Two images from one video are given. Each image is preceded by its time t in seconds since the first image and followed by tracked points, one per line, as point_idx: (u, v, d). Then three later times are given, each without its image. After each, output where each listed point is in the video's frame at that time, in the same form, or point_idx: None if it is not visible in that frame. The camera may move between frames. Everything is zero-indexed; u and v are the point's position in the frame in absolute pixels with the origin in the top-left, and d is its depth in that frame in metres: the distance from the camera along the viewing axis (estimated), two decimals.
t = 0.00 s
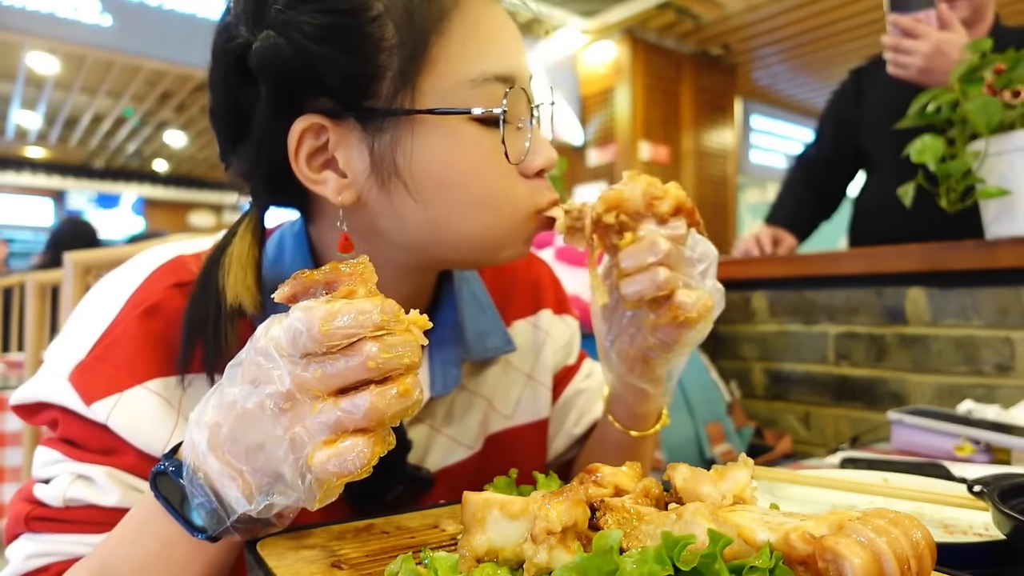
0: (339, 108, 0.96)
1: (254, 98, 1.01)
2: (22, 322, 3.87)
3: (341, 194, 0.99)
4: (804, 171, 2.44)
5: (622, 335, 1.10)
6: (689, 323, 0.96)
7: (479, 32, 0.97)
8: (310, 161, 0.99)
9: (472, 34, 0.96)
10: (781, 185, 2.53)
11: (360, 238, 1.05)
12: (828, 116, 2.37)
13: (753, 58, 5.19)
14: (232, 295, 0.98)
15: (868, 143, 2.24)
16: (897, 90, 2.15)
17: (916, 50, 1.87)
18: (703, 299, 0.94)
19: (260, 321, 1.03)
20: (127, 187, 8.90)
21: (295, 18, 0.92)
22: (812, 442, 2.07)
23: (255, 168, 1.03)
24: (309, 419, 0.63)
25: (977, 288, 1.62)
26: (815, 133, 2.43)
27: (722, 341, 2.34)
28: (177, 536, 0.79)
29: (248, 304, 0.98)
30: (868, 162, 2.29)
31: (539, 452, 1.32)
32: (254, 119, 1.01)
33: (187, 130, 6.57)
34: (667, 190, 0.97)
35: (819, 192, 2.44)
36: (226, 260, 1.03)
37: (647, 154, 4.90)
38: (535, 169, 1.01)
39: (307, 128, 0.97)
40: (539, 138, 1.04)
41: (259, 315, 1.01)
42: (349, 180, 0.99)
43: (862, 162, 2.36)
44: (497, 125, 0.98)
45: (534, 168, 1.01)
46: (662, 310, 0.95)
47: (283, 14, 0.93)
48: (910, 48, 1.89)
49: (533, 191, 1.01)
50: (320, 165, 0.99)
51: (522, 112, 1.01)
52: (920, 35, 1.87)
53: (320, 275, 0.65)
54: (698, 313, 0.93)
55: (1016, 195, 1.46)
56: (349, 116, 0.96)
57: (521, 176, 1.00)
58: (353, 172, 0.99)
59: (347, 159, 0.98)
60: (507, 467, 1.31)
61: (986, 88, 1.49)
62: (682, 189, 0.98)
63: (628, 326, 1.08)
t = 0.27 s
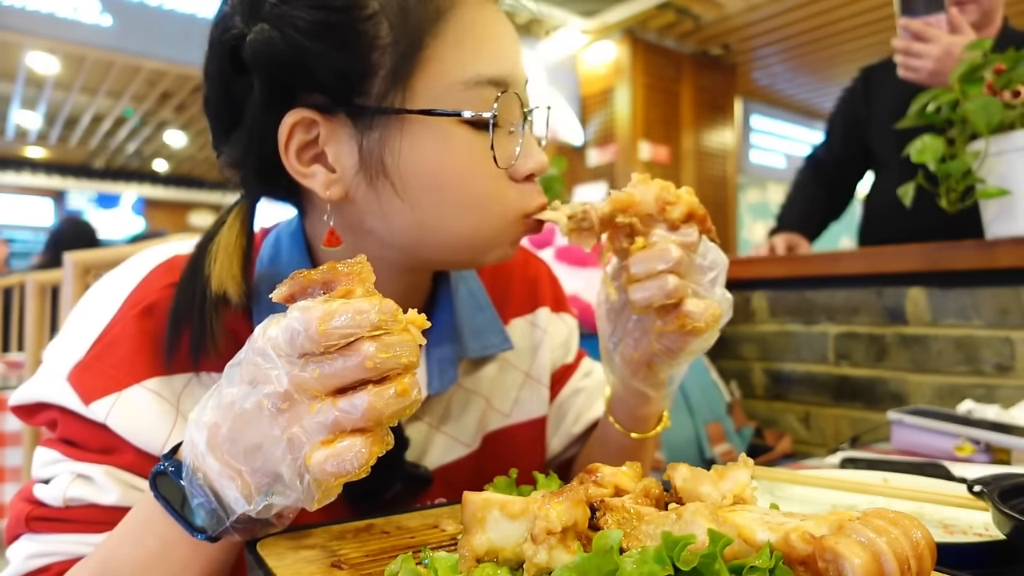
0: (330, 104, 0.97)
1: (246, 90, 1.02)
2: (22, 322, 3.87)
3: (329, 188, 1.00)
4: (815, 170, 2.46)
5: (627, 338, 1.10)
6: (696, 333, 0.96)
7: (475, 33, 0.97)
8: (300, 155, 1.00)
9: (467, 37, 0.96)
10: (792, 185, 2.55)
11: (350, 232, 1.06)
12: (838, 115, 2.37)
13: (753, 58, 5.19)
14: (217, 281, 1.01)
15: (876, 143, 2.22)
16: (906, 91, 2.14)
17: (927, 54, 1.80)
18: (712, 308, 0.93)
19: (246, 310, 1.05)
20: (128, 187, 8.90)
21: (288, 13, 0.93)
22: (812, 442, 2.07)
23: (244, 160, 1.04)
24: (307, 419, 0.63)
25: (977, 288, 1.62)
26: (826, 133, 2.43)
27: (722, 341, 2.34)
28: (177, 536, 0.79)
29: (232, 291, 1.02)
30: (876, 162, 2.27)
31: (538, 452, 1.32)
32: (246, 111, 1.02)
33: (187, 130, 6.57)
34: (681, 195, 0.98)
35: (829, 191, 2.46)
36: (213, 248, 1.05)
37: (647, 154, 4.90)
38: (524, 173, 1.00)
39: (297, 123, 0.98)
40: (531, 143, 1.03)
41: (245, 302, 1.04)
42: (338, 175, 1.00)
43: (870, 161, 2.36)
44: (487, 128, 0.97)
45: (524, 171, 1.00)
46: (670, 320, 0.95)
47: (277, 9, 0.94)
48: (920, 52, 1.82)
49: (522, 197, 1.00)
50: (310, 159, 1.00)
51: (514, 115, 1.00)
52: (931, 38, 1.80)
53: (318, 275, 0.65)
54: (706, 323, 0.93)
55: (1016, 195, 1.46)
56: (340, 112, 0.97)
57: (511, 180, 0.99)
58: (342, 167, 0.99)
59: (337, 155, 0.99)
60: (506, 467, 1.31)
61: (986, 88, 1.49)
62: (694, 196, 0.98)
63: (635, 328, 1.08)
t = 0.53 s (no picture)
0: (324, 98, 0.98)
1: (241, 84, 1.02)
2: (22, 323, 3.87)
3: (324, 182, 1.00)
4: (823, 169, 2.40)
5: (625, 341, 1.10)
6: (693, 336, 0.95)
7: (468, 27, 0.97)
8: (296, 150, 1.00)
9: (457, 28, 0.96)
10: (799, 185, 2.49)
11: (347, 227, 1.06)
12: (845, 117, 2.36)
13: (753, 58, 5.19)
14: (212, 275, 1.01)
15: (884, 145, 2.22)
16: (914, 93, 2.16)
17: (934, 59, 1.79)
18: (709, 312, 0.92)
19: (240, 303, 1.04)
20: (128, 187, 8.90)
21: (280, 6, 0.94)
22: (812, 442, 2.07)
23: (238, 153, 1.05)
24: (307, 420, 0.63)
25: (977, 288, 1.62)
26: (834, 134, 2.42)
27: (722, 341, 2.34)
28: (177, 536, 0.79)
29: (228, 287, 1.01)
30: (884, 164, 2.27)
31: (538, 451, 1.32)
32: (241, 105, 1.03)
33: (187, 130, 6.56)
34: (679, 197, 0.96)
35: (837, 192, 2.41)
36: (211, 242, 1.05)
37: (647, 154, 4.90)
38: (518, 170, 0.99)
39: (292, 118, 0.98)
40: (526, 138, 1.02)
41: (240, 296, 1.04)
42: (333, 169, 1.00)
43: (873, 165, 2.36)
44: (479, 121, 0.96)
45: (517, 169, 0.99)
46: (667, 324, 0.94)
47: (270, 3, 0.95)
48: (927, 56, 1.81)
49: (514, 196, 0.99)
50: (306, 154, 1.01)
51: (510, 110, 1.00)
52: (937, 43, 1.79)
53: (317, 275, 0.65)
54: (701, 327, 0.92)
55: (1016, 196, 1.46)
56: (335, 107, 0.98)
57: (504, 177, 0.98)
58: (337, 161, 1.00)
59: (332, 149, 0.99)
60: (506, 466, 1.31)
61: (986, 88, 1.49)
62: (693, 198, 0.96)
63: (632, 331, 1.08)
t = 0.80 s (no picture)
0: (324, 101, 0.97)
1: (241, 88, 1.02)
2: (22, 322, 3.87)
3: (328, 185, 1.00)
4: (823, 167, 2.40)
5: (624, 339, 1.10)
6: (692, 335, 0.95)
7: (465, 24, 0.96)
8: (298, 154, 1.01)
9: (454, 24, 0.95)
10: (798, 184, 2.48)
11: (351, 230, 1.07)
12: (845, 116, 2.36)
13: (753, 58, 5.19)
14: (221, 281, 1.00)
15: (884, 146, 2.23)
16: (913, 93, 2.17)
17: (936, 59, 1.79)
18: (708, 311, 0.92)
19: (249, 311, 1.04)
20: (128, 187, 8.91)
21: (277, 9, 0.94)
22: (812, 442, 2.07)
23: (241, 158, 1.05)
24: (307, 419, 0.63)
25: (977, 288, 1.62)
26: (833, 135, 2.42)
27: (722, 341, 2.34)
28: (177, 536, 0.79)
29: (237, 292, 1.00)
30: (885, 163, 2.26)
31: (538, 451, 1.32)
32: (241, 110, 1.03)
33: (187, 130, 6.57)
34: (682, 197, 0.97)
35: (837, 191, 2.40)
36: (217, 249, 1.05)
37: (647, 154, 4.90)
38: (522, 164, 0.99)
39: (294, 122, 0.99)
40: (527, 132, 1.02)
41: (248, 302, 1.03)
42: (337, 172, 1.00)
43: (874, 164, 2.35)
44: (481, 117, 0.96)
45: (520, 163, 0.99)
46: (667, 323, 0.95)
47: (267, 6, 0.95)
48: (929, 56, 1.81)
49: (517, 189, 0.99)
50: (308, 158, 1.01)
51: (511, 105, 1.00)
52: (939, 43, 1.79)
53: (317, 275, 0.65)
54: (701, 326, 0.92)
55: (1016, 196, 1.46)
56: (335, 109, 0.97)
57: (506, 172, 0.98)
58: (340, 164, 1.00)
59: (334, 152, 1.00)
60: (506, 466, 1.31)
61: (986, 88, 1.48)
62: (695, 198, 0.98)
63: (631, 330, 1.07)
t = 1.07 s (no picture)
0: (323, 104, 0.98)
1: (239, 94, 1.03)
2: (21, 322, 3.87)
3: (330, 188, 1.00)
4: (806, 169, 2.41)
5: (623, 338, 1.10)
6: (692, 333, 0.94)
7: (459, 19, 0.96)
8: (299, 157, 1.01)
9: (448, 19, 0.95)
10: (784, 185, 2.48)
11: (354, 233, 1.06)
12: (829, 113, 2.36)
13: (753, 58, 5.19)
14: (227, 290, 1.00)
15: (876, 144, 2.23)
16: (901, 89, 2.18)
17: (931, 56, 1.76)
18: (708, 308, 0.91)
19: (257, 317, 1.04)
20: (127, 187, 8.91)
21: (271, 13, 0.94)
22: (812, 442, 2.07)
23: (241, 164, 1.06)
24: (308, 418, 0.63)
25: (978, 288, 1.62)
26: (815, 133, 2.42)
27: (722, 341, 2.34)
28: (176, 536, 0.79)
29: (245, 300, 1.00)
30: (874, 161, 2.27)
31: (538, 451, 1.32)
32: (240, 117, 1.04)
33: (187, 130, 6.56)
34: (679, 194, 0.96)
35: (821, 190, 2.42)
36: (222, 257, 1.04)
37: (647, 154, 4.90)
38: (520, 159, 0.99)
39: (294, 126, 0.99)
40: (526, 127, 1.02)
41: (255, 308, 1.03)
42: (338, 174, 1.00)
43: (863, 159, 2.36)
44: (480, 111, 0.96)
45: (519, 159, 0.99)
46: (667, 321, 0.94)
47: (261, 10, 0.95)
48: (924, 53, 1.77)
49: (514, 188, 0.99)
50: (309, 161, 1.01)
51: (509, 99, 1.00)
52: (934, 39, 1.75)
53: (317, 274, 0.65)
54: (700, 323, 0.91)
55: (1016, 196, 1.46)
56: (333, 111, 0.98)
57: (505, 168, 0.98)
58: (341, 167, 1.00)
59: (335, 155, 1.00)
60: (506, 466, 1.31)
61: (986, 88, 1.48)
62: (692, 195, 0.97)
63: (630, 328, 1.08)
